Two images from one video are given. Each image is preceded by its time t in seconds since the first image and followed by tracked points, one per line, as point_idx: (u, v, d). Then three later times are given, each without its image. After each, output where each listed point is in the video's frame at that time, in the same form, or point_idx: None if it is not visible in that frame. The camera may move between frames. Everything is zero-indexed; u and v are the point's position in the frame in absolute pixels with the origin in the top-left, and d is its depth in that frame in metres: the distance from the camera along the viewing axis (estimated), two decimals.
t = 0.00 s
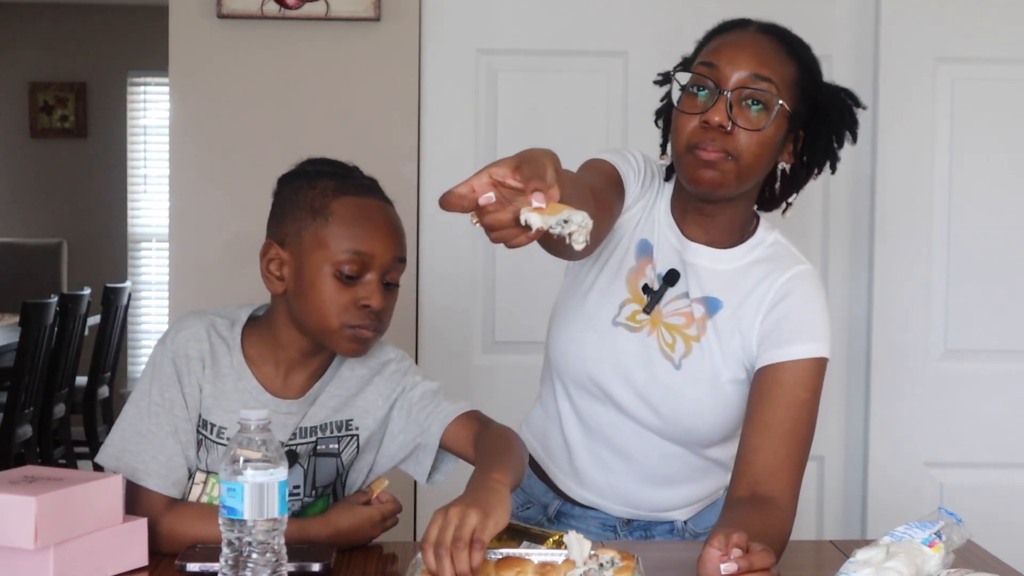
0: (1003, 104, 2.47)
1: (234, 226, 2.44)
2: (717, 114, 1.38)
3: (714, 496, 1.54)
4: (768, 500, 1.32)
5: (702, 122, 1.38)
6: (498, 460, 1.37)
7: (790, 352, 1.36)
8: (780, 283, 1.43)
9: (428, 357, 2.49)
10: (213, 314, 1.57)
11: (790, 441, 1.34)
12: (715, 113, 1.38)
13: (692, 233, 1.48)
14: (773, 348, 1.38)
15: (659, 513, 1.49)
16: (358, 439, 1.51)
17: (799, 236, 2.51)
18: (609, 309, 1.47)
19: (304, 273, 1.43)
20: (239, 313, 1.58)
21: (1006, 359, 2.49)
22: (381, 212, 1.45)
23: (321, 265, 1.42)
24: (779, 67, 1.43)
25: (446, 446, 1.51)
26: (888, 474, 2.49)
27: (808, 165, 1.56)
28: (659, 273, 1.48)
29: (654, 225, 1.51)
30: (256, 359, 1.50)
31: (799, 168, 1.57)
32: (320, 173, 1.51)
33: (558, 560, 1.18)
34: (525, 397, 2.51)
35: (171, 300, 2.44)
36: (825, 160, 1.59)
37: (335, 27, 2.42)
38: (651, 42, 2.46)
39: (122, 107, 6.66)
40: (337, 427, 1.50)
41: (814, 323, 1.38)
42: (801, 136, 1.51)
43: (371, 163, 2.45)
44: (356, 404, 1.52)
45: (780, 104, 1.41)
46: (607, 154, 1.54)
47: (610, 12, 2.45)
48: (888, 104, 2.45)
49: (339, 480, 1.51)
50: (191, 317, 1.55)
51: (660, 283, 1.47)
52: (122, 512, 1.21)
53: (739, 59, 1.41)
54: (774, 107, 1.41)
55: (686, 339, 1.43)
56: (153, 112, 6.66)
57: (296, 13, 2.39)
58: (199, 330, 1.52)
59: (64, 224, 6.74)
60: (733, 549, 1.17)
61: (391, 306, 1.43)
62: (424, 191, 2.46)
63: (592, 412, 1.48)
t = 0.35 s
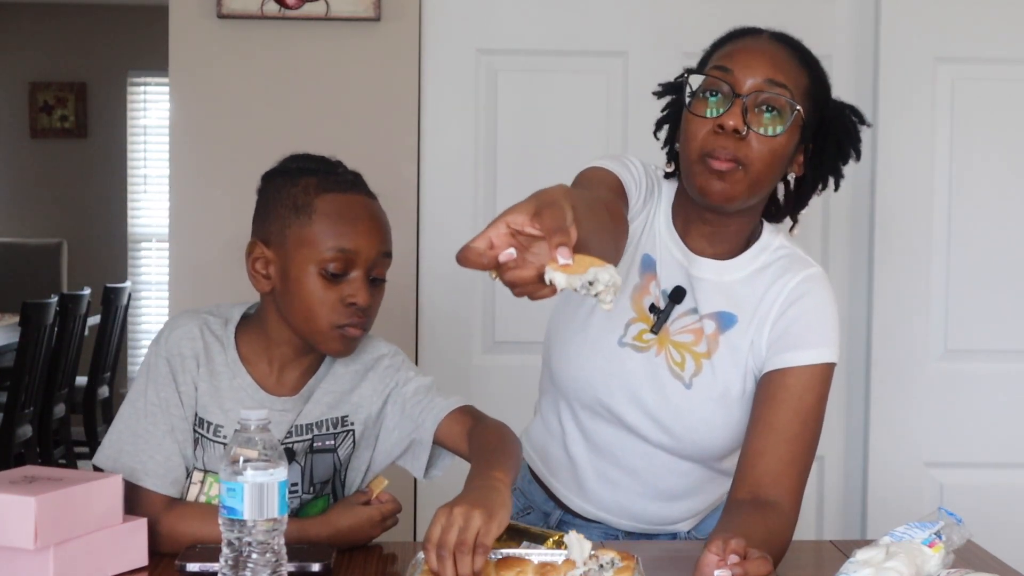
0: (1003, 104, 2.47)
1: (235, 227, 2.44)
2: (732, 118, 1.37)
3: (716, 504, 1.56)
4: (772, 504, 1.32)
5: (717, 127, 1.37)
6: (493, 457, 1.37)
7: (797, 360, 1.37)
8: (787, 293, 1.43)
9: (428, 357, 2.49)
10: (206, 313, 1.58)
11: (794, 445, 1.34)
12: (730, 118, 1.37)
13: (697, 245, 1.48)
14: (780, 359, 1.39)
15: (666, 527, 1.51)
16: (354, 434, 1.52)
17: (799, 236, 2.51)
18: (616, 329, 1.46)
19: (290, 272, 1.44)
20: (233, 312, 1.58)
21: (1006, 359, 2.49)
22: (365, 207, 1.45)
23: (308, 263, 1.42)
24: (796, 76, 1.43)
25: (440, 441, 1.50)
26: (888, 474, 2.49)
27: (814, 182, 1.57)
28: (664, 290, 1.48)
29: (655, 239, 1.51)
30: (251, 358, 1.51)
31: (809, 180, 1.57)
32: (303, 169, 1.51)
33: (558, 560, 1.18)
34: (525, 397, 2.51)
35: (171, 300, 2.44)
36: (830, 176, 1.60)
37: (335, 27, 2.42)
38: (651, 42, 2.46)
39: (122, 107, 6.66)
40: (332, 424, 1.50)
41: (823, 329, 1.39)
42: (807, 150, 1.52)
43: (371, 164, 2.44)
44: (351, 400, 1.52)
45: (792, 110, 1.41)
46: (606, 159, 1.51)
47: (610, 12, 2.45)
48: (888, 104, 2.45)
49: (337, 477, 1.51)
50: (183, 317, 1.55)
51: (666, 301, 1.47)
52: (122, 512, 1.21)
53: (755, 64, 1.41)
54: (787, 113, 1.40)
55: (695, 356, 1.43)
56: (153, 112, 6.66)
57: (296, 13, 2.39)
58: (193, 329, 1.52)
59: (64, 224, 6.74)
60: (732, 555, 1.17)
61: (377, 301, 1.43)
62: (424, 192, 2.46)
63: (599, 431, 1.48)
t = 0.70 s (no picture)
0: (1003, 104, 2.47)
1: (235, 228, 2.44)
2: (735, 123, 1.36)
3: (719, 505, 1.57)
4: (773, 505, 1.32)
5: (719, 132, 1.37)
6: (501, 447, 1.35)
7: (800, 364, 1.37)
8: (791, 299, 1.44)
9: (428, 357, 2.49)
10: (201, 312, 1.58)
11: (794, 447, 1.34)
12: (733, 123, 1.36)
13: (699, 252, 1.47)
14: (783, 363, 1.39)
15: (670, 532, 1.52)
16: (350, 432, 1.52)
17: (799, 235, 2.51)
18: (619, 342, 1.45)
19: (272, 272, 1.45)
20: (228, 312, 1.59)
21: (1006, 359, 2.49)
22: (350, 207, 1.46)
23: (290, 264, 1.42)
24: (797, 81, 1.44)
25: (440, 432, 1.49)
26: (888, 473, 2.49)
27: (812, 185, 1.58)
28: (667, 301, 1.47)
29: (655, 247, 1.49)
30: (246, 357, 1.51)
31: (808, 184, 1.58)
32: (287, 168, 1.51)
33: (558, 559, 1.19)
34: (525, 397, 2.51)
35: (172, 300, 2.44)
36: (828, 180, 1.61)
37: (335, 27, 2.42)
38: (651, 42, 2.46)
39: (122, 107, 6.67)
40: (329, 423, 1.50)
41: (825, 332, 1.39)
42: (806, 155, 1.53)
43: (370, 164, 2.44)
44: (345, 398, 1.52)
45: (793, 113, 1.41)
46: (602, 167, 1.47)
47: (610, 12, 2.45)
48: (888, 103, 2.45)
49: (335, 475, 1.51)
50: (179, 317, 1.55)
51: (668, 311, 1.46)
52: (122, 512, 1.21)
53: (756, 69, 1.41)
54: (789, 117, 1.40)
55: (700, 366, 1.44)
56: (153, 112, 6.67)
57: (296, 13, 2.39)
58: (188, 330, 1.51)
59: (64, 224, 6.74)
60: (734, 556, 1.18)
61: (361, 301, 1.44)
62: (424, 192, 2.46)
63: (603, 442, 1.49)
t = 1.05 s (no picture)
0: (1003, 104, 2.47)
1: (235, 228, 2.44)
2: (736, 123, 1.36)
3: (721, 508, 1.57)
4: (774, 505, 1.32)
5: (721, 133, 1.36)
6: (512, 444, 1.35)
7: (801, 365, 1.37)
8: (793, 301, 1.44)
9: (428, 357, 2.49)
10: (197, 312, 1.59)
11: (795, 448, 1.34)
12: (734, 123, 1.36)
13: (701, 256, 1.47)
14: (785, 363, 1.39)
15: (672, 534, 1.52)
16: (348, 431, 1.52)
17: (799, 235, 2.51)
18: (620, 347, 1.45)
19: (256, 276, 1.44)
20: (224, 311, 1.59)
21: (1006, 359, 2.49)
22: (333, 208, 1.45)
23: (272, 270, 1.42)
24: (793, 79, 1.43)
25: (434, 423, 1.48)
26: (888, 473, 2.49)
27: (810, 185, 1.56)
28: (667, 304, 1.47)
29: (655, 249, 1.49)
30: (242, 357, 1.51)
31: (806, 183, 1.56)
32: (270, 169, 1.51)
33: (558, 560, 1.19)
34: (525, 397, 2.51)
35: (171, 300, 2.44)
36: (825, 179, 1.60)
37: (335, 27, 2.42)
38: (651, 42, 2.46)
39: (122, 107, 6.67)
40: (326, 421, 1.50)
41: (827, 334, 1.39)
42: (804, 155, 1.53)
43: (370, 164, 2.44)
44: (342, 396, 1.52)
45: (792, 112, 1.41)
46: (599, 167, 1.48)
47: (610, 12, 2.45)
48: (888, 103, 2.45)
49: (335, 473, 1.51)
50: (177, 317, 1.56)
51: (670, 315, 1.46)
52: (122, 512, 1.21)
53: (754, 69, 1.41)
54: (788, 116, 1.40)
55: (703, 370, 1.43)
56: (153, 112, 6.67)
57: (296, 13, 2.39)
58: (184, 328, 1.53)
59: (64, 224, 6.74)
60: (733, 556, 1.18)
61: (345, 303, 1.43)
62: (424, 192, 2.46)
63: (605, 445, 1.49)
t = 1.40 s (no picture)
0: (1003, 104, 2.47)
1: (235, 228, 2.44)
2: (729, 122, 1.37)
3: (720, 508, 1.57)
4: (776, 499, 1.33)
5: (713, 132, 1.37)
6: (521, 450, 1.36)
7: (798, 365, 1.38)
8: (789, 301, 1.44)
9: (428, 357, 2.49)
10: (188, 310, 1.58)
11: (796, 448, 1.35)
12: (726, 121, 1.37)
13: (697, 254, 1.48)
14: (783, 360, 1.39)
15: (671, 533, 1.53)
16: (346, 430, 1.52)
17: (799, 235, 2.51)
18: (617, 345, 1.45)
19: (242, 272, 1.45)
20: (216, 310, 1.59)
21: (1007, 360, 2.49)
22: (320, 203, 1.45)
23: (257, 264, 1.42)
24: (784, 77, 1.44)
25: (435, 433, 1.49)
26: (888, 473, 2.49)
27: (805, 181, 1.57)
28: (664, 303, 1.47)
29: (652, 249, 1.50)
30: (235, 355, 1.50)
31: (800, 179, 1.57)
32: (254, 166, 1.51)
33: (558, 560, 1.18)
34: (526, 397, 2.51)
35: (171, 301, 2.44)
36: (819, 175, 1.61)
37: (335, 26, 2.42)
38: (651, 42, 2.46)
39: (121, 107, 6.67)
40: (324, 419, 1.50)
41: (824, 333, 1.39)
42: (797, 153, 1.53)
43: (370, 164, 2.44)
44: (341, 396, 1.52)
45: (784, 108, 1.41)
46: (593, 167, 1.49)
47: (610, 12, 2.45)
48: (888, 103, 2.45)
49: (333, 472, 1.51)
50: (168, 315, 1.55)
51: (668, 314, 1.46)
52: (121, 512, 1.21)
53: (745, 67, 1.42)
54: (780, 113, 1.41)
55: (701, 368, 1.43)
56: (153, 112, 6.67)
57: (296, 13, 2.39)
58: (176, 326, 1.51)
59: (64, 224, 6.75)
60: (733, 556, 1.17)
61: (333, 298, 1.43)
62: (424, 191, 2.46)
63: (604, 445, 1.49)
